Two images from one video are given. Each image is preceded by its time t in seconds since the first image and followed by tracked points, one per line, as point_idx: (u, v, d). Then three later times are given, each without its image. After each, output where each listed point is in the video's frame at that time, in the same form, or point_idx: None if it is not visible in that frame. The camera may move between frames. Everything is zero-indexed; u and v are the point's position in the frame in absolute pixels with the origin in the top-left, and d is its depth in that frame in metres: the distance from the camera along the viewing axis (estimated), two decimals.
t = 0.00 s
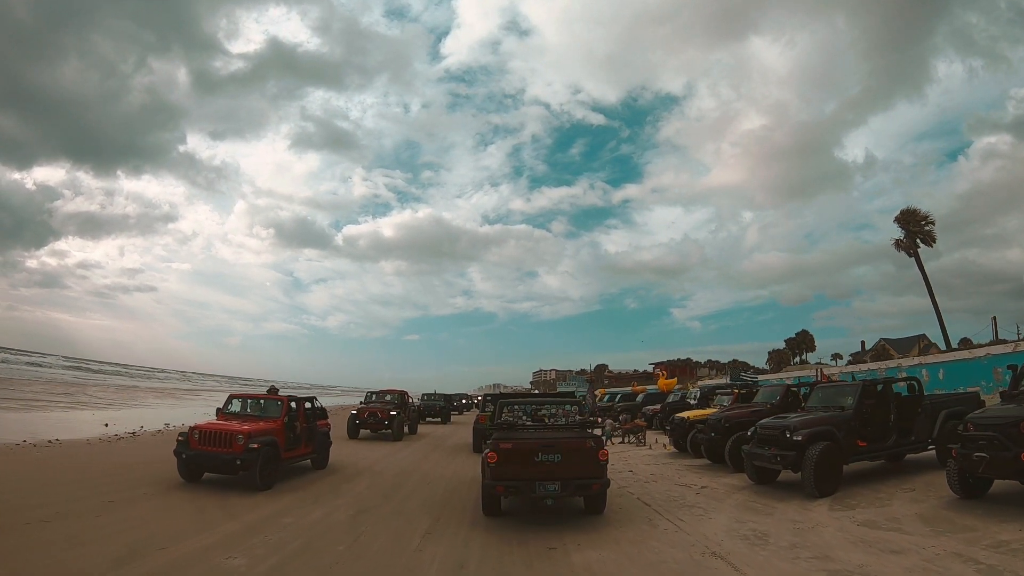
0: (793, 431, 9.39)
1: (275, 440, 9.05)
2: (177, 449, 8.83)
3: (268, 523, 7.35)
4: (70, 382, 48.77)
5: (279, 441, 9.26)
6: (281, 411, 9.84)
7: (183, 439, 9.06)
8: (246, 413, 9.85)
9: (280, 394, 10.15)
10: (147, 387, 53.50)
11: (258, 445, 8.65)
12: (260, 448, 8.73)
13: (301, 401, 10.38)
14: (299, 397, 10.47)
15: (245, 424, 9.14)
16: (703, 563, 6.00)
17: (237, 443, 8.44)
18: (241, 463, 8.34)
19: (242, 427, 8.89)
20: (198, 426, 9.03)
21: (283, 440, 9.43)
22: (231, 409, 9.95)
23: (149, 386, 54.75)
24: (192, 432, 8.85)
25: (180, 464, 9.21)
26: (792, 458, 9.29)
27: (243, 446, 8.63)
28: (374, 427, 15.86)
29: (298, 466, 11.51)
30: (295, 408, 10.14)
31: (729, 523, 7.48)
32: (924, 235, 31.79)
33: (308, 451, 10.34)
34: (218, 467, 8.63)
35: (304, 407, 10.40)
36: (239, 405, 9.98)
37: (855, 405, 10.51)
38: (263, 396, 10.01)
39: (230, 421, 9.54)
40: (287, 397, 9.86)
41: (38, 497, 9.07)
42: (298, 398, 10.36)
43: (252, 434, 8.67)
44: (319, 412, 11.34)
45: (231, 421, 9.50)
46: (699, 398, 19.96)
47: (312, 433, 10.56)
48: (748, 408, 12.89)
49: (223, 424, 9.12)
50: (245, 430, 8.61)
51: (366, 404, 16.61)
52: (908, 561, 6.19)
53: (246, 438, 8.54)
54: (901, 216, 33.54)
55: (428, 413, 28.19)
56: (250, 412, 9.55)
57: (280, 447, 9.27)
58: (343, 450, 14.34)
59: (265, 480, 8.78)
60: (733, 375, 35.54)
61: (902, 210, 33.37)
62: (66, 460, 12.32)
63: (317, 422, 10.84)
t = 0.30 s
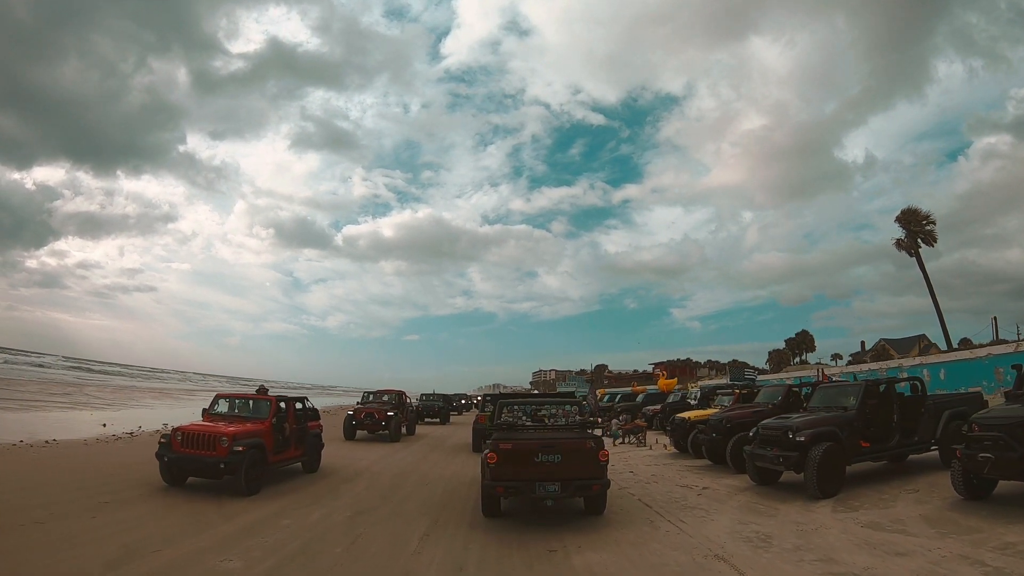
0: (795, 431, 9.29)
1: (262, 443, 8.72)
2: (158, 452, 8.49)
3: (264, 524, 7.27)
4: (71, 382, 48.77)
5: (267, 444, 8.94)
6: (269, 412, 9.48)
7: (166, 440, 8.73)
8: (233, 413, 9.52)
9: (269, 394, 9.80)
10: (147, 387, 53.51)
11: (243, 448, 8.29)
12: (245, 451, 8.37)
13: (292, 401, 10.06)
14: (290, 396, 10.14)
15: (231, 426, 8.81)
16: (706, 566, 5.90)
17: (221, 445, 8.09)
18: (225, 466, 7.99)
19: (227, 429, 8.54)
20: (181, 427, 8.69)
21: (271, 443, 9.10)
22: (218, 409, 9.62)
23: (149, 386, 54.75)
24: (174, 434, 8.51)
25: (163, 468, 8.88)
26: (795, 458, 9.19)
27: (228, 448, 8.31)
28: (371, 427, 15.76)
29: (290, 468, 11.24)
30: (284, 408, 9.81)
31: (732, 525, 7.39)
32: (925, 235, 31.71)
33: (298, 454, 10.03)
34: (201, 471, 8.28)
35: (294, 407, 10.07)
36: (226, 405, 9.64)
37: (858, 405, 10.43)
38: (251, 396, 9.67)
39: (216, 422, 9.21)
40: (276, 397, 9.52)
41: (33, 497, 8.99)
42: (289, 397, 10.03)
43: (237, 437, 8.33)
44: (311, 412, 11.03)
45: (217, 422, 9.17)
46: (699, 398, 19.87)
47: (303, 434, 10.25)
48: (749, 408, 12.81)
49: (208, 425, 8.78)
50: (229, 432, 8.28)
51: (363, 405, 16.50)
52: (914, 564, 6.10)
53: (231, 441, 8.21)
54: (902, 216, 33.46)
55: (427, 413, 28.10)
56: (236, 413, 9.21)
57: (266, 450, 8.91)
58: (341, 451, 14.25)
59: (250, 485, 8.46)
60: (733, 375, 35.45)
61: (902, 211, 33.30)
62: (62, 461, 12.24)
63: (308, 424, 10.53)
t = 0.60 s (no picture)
0: (797, 432, 9.23)
1: (249, 445, 8.48)
2: (141, 453, 8.23)
3: (262, 526, 7.21)
4: (70, 382, 48.90)
5: (255, 446, 8.70)
6: (257, 413, 9.21)
7: (149, 442, 8.47)
8: (221, 414, 9.27)
9: (258, 394, 9.52)
10: (146, 387, 53.52)
11: (229, 451, 8.04)
12: (232, 454, 8.12)
13: (282, 402, 9.82)
14: (280, 397, 9.90)
15: (217, 427, 8.56)
16: (708, 568, 5.84)
17: (206, 448, 7.83)
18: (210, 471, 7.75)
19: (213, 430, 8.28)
20: (166, 428, 8.43)
21: (260, 446, 8.86)
22: (205, 409, 9.37)
23: (148, 386, 54.77)
24: (158, 436, 8.26)
25: (146, 471, 8.63)
26: (797, 459, 9.12)
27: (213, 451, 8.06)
28: (368, 428, 15.68)
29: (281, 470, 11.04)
30: (273, 409, 9.56)
31: (734, 526, 7.32)
32: (926, 235, 31.62)
33: (288, 456, 9.81)
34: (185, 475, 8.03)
35: (284, 408, 9.82)
36: (214, 405, 9.40)
37: (860, 405, 10.37)
38: (240, 396, 9.40)
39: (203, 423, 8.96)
40: (265, 398, 9.27)
41: (29, 498, 8.94)
42: (279, 398, 9.79)
43: (223, 439, 8.08)
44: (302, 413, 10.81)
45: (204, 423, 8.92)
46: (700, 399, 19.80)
47: (293, 436, 10.03)
48: (750, 408, 12.76)
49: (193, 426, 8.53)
50: (215, 434, 8.02)
51: (359, 406, 16.43)
52: (917, 565, 6.04)
53: (216, 443, 7.96)
54: (903, 216, 33.37)
55: (427, 413, 28.03)
56: (223, 414, 8.95)
57: (254, 452, 8.66)
58: (340, 452, 14.18)
59: (237, 490, 8.22)
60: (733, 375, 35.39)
61: (904, 210, 33.21)
62: (58, 461, 12.19)
63: (299, 426, 10.29)
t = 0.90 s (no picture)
0: (798, 432, 9.18)
1: (238, 447, 8.25)
2: (125, 455, 8.01)
3: (261, 527, 7.17)
4: (70, 382, 48.96)
5: (244, 448, 8.49)
6: (247, 413, 8.99)
7: (134, 443, 8.25)
8: (210, 414, 9.07)
9: (248, 394, 9.31)
10: (145, 388, 53.50)
11: (216, 453, 7.80)
12: (219, 456, 7.88)
13: (273, 402, 9.62)
14: (272, 397, 9.70)
15: (206, 428, 8.35)
16: (710, 569, 5.79)
17: (192, 450, 7.61)
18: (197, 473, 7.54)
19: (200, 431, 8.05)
20: (151, 429, 8.21)
21: (249, 447, 8.65)
22: (194, 409, 9.16)
23: (147, 387, 54.76)
24: (143, 437, 8.03)
25: (132, 473, 8.41)
26: (798, 460, 9.07)
27: (200, 453, 7.83)
28: (364, 429, 15.61)
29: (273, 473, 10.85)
30: (264, 409, 9.36)
31: (735, 527, 7.28)
32: (926, 235, 31.55)
33: (282, 458, 9.66)
34: (170, 477, 7.81)
35: (276, 408, 9.64)
36: (203, 406, 9.20)
37: (861, 405, 10.33)
38: (229, 396, 9.18)
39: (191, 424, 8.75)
40: (256, 398, 9.06)
41: (25, 498, 8.90)
42: (270, 398, 9.59)
43: (210, 441, 7.86)
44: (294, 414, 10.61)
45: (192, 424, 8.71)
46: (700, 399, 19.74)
47: (285, 437, 9.84)
48: (751, 408, 12.72)
49: (180, 427, 8.32)
50: (202, 435, 7.81)
51: (356, 406, 16.36)
52: (921, 567, 5.99)
53: (203, 445, 7.74)
54: (904, 216, 33.33)
55: (425, 414, 28.01)
56: (211, 414, 8.73)
57: (243, 454, 8.43)
58: (339, 452, 14.13)
59: (225, 493, 8.01)
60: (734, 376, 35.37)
61: (905, 210, 33.17)
62: (55, 462, 12.11)
63: (292, 427, 10.13)
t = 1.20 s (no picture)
0: (799, 433, 9.13)
1: (228, 449, 8.06)
2: (112, 457, 7.83)
3: (259, 528, 7.13)
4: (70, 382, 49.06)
5: (234, 450, 8.30)
6: (237, 414, 8.79)
7: (121, 444, 8.07)
8: (201, 415, 8.88)
9: (239, 394, 9.11)
10: (145, 388, 53.57)
11: (204, 455, 7.60)
12: (207, 458, 7.68)
13: (266, 403, 9.44)
14: (264, 397, 9.53)
15: (195, 429, 8.16)
16: (711, 571, 5.75)
17: (179, 452, 7.42)
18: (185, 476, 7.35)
19: (188, 433, 7.86)
20: (138, 430, 8.03)
21: (240, 449, 8.45)
22: (184, 410, 8.98)
23: (147, 387, 54.83)
24: (130, 438, 7.84)
25: (119, 476, 8.23)
26: (800, 461, 9.03)
27: (188, 455, 7.63)
28: (361, 430, 15.50)
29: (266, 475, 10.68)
30: (256, 410, 9.17)
31: (736, 529, 7.23)
32: (927, 235, 31.50)
33: (275, 460, 9.50)
34: (157, 481, 7.62)
35: (268, 409, 9.46)
36: (194, 407, 9.02)
37: (862, 406, 10.29)
38: (219, 396, 8.99)
39: (180, 425, 8.56)
40: (247, 398, 8.86)
41: (22, 499, 8.86)
42: (262, 398, 9.41)
43: (199, 443, 7.68)
44: (288, 415, 10.43)
45: (181, 425, 8.52)
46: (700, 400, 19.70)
47: (279, 438, 9.66)
48: (751, 409, 12.68)
49: (169, 428, 8.13)
50: (190, 437, 7.62)
51: (353, 407, 16.25)
52: (924, 568, 5.95)
53: (191, 447, 7.55)
54: (904, 216, 33.29)
55: (424, 415, 27.97)
56: (201, 415, 8.54)
57: (233, 456, 8.23)
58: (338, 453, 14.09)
59: (214, 498, 7.80)
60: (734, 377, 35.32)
61: (905, 210, 33.12)
62: (52, 463, 12.04)
63: (285, 429, 9.96)
